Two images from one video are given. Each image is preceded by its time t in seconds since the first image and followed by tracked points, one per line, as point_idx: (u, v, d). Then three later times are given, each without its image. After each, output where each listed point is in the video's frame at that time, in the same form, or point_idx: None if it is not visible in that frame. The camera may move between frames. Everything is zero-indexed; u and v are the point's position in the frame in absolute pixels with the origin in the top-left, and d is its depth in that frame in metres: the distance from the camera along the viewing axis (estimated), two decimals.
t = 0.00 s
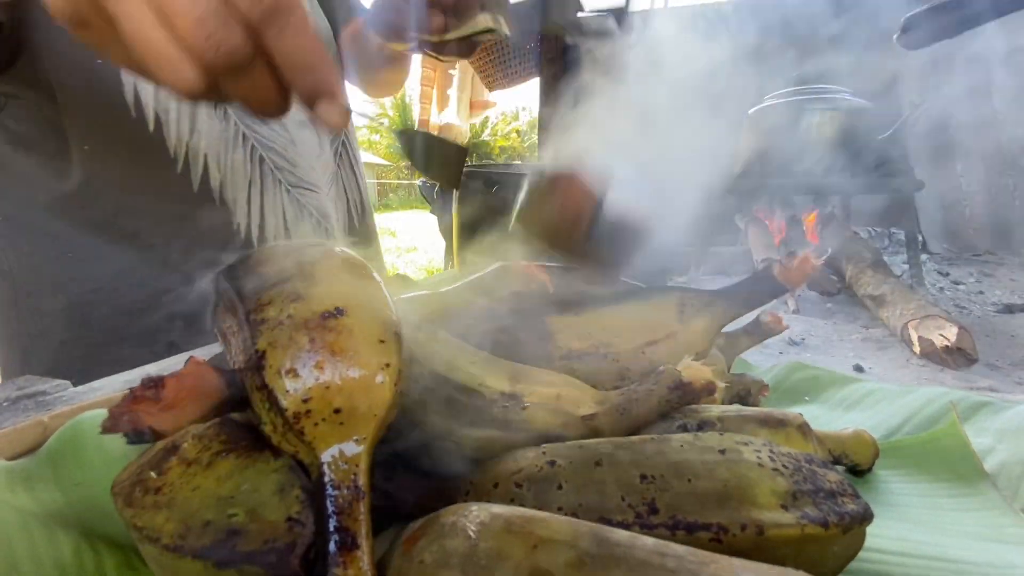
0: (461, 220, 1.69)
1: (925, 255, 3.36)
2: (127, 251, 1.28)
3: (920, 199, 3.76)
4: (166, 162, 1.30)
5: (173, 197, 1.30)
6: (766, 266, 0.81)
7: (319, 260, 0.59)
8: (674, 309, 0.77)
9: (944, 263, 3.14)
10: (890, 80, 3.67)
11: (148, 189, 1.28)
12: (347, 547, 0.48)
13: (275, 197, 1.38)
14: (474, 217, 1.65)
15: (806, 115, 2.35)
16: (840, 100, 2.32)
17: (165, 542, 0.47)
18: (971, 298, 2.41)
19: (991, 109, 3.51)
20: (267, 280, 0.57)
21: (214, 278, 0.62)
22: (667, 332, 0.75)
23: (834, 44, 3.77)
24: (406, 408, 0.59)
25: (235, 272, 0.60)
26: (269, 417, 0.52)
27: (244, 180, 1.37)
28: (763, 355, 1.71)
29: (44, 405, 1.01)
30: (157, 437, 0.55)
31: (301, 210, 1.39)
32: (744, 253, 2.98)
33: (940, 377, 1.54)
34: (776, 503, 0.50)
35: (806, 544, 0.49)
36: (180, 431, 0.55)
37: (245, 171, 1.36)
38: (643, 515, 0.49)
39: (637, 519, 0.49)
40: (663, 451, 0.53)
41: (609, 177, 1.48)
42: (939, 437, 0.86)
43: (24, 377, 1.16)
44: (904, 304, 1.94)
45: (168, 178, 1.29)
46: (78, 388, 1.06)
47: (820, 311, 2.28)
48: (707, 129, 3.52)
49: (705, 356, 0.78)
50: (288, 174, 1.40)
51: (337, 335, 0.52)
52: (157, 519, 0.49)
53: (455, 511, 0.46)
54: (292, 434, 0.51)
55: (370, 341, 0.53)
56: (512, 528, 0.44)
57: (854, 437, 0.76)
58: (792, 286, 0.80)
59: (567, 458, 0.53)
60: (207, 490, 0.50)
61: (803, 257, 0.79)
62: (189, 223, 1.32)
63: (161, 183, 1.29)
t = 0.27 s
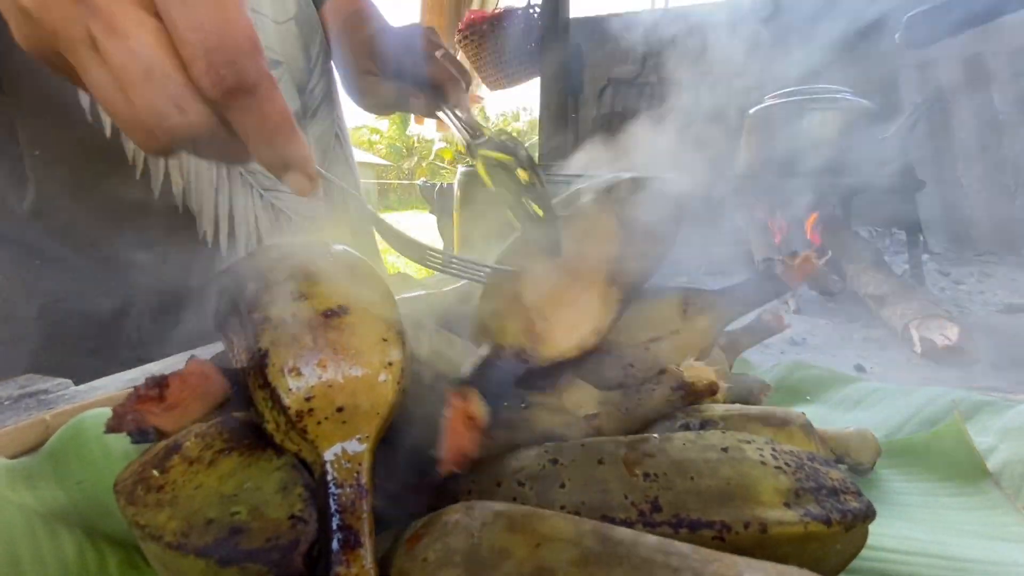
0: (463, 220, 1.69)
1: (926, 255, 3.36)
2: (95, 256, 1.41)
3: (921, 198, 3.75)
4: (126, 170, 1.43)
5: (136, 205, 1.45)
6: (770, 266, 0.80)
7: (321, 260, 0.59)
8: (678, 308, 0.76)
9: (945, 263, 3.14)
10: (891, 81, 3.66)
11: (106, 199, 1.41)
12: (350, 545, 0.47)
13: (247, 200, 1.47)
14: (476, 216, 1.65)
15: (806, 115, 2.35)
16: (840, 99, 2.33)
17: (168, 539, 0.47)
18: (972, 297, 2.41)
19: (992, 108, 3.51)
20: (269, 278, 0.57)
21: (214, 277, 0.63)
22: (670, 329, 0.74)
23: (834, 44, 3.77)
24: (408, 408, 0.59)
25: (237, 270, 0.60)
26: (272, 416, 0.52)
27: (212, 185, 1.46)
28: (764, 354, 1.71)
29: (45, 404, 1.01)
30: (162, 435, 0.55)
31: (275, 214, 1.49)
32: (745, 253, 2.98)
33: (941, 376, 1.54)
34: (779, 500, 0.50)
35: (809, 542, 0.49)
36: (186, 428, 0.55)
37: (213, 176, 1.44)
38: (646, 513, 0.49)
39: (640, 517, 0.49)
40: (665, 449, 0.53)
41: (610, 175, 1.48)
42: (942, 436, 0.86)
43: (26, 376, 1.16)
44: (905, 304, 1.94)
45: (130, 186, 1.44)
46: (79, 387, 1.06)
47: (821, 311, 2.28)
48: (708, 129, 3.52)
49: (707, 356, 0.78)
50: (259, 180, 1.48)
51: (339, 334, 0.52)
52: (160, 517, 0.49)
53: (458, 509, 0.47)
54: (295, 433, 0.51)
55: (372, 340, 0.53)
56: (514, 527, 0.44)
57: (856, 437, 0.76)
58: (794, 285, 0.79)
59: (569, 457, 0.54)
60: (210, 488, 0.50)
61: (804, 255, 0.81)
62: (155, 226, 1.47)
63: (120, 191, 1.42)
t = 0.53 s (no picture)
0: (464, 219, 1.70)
1: (927, 255, 3.36)
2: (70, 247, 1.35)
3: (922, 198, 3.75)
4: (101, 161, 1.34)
5: (111, 194, 1.37)
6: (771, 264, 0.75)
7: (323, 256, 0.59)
8: (679, 305, 0.74)
9: (946, 263, 3.14)
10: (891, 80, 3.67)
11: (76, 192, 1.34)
12: (352, 544, 0.47)
13: (228, 196, 1.41)
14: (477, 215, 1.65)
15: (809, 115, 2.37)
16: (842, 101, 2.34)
17: (169, 538, 0.48)
18: (973, 297, 2.41)
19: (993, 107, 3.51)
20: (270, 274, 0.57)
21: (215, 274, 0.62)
22: (674, 324, 0.73)
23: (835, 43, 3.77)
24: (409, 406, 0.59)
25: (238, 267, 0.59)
26: (273, 413, 0.52)
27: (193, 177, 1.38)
28: (765, 353, 1.71)
29: (46, 403, 1.01)
30: (165, 432, 0.55)
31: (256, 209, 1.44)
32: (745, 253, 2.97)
33: (943, 375, 1.54)
34: (780, 497, 0.50)
35: (810, 539, 0.49)
36: (187, 427, 0.56)
37: (188, 169, 1.36)
38: (647, 511, 0.49)
39: (641, 514, 0.49)
40: (667, 446, 0.53)
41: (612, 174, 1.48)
42: (943, 435, 0.86)
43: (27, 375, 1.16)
44: (906, 303, 1.94)
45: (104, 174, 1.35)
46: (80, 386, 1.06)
47: (822, 311, 2.28)
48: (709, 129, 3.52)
49: (707, 355, 0.77)
50: (242, 170, 1.42)
51: (341, 331, 0.52)
52: (162, 515, 0.49)
53: (460, 507, 0.47)
54: (297, 431, 0.51)
55: (374, 337, 0.53)
56: (518, 524, 0.44)
57: (857, 435, 0.76)
58: (795, 280, 0.74)
59: (571, 454, 0.53)
60: (212, 486, 0.50)
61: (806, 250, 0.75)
62: (132, 221, 1.39)
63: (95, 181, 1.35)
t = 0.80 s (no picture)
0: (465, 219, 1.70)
1: (928, 255, 3.36)
2: (97, 243, 1.27)
3: (922, 198, 3.75)
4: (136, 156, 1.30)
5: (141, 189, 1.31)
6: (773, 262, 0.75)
7: (326, 256, 0.59)
8: (681, 304, 0.74)
9: (947, 263, 3.14)
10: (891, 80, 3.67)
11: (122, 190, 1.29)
12: (354, 542, 0.47)
13: (254, 193, 1.43)
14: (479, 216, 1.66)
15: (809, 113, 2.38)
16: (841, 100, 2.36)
17: (172, 535, 0.48)
18: (974, 297, 2.41)
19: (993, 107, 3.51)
20: (273, 274, 0.57)
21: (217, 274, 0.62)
22: (675, 325, 0.73)
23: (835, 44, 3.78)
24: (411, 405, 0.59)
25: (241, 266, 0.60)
26: (276, 412, 0.52)
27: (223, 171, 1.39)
28: (766, 352, 1.71)
29: (48, 401, 1.01)
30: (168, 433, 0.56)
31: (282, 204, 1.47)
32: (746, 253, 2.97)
33: (944, 375, 1.55)
34: (783, 496, 0.50)
35: (813, 537, 0.50)
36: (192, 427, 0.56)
37: (218, 164, 1.38)
38: (650, 509, 0.49)
39: (644, 512, 0.49)
40: (669, 445, 0.53)
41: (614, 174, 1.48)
42: (944, 434, 0.86)
43: (28, 374, 1.16)
44: (907, 303, 1.94)
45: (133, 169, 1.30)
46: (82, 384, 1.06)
47: (823, 311, 2.28)
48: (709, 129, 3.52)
49: (710, 354, 0.77)
50: (268, 168, 1.45)
51: (344, 331, 0.53)
52: (164, 513, 0.49)
53: (463, 505, 0.47)
54: (300, 429, 0.51)
55: (376, 336, 0.54)
56: (521, 523, 0.44)
57: (858, 433, 0.76)
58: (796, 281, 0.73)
59: (574, 453, 0.53)
60: (214, 484, 0.50)
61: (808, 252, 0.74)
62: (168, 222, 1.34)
63: (124, 176, 1.29)
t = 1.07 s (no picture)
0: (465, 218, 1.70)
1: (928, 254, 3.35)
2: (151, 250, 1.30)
3: (923, 198, 3.74)
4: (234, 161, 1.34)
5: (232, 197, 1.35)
6: (772, 260, 0.77)
7: (325, 255, 0.59)
8: (680, 302, 0.75)
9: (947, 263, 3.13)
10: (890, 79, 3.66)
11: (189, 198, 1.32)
12: (353, 539, 0.47)
13: (311, 196, 1.39)
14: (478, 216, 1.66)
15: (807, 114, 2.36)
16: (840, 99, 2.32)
17: (170, 533, 0.47)
18: (974, 297, 2.41)
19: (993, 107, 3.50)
20: (272, 273, 0.57)
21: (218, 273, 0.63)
22: (673, 324, 0.73)
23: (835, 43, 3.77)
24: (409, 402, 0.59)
25: (242, 265, 0.60)
26: (276, 410, 0.52)
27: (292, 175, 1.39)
28: (766, 352, 1.70)
29: (47, 400, 1.01)
30: (168, 430, 0.55)
31: (338, 206, 1.42)
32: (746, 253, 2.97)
33: (944, 375, 1.54)
34: (783, 493, 0.50)
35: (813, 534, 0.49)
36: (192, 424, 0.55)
37: (297, 167, 1.39)
38: (649, 506, 0.49)
39: (644, 510, 0.49)
40: (669, 442, 0.53)
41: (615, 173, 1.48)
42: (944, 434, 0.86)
43: (29, 372, 1.16)
44: (907, 302, 1.94)
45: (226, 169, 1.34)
46: (82, 383, 1.06)
47: (823, 310, 2.28)
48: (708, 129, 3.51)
49: (710, 353, 0.77)
50: (333, 174, 1.43)
51: (343, 328, 0.53)
52: (163, 511, 0.49)
53: (463, 502, 0.47)
54: (299, 426, 0.51)
55: (376, 334, 0.53)
56: (520, 521, 0.44)
57: (858, 432, 0.76)
58: (798, 279, 0.75)
59: (573, 450, 0.53)
60: (213, 482, 0.50)
61: (808, 248, 0.75)
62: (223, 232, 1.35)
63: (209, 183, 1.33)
